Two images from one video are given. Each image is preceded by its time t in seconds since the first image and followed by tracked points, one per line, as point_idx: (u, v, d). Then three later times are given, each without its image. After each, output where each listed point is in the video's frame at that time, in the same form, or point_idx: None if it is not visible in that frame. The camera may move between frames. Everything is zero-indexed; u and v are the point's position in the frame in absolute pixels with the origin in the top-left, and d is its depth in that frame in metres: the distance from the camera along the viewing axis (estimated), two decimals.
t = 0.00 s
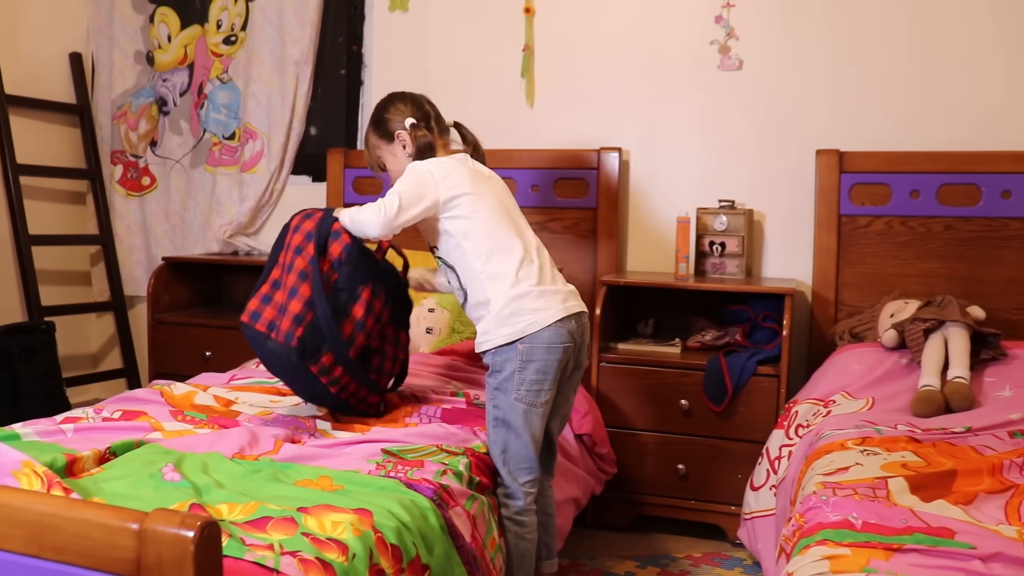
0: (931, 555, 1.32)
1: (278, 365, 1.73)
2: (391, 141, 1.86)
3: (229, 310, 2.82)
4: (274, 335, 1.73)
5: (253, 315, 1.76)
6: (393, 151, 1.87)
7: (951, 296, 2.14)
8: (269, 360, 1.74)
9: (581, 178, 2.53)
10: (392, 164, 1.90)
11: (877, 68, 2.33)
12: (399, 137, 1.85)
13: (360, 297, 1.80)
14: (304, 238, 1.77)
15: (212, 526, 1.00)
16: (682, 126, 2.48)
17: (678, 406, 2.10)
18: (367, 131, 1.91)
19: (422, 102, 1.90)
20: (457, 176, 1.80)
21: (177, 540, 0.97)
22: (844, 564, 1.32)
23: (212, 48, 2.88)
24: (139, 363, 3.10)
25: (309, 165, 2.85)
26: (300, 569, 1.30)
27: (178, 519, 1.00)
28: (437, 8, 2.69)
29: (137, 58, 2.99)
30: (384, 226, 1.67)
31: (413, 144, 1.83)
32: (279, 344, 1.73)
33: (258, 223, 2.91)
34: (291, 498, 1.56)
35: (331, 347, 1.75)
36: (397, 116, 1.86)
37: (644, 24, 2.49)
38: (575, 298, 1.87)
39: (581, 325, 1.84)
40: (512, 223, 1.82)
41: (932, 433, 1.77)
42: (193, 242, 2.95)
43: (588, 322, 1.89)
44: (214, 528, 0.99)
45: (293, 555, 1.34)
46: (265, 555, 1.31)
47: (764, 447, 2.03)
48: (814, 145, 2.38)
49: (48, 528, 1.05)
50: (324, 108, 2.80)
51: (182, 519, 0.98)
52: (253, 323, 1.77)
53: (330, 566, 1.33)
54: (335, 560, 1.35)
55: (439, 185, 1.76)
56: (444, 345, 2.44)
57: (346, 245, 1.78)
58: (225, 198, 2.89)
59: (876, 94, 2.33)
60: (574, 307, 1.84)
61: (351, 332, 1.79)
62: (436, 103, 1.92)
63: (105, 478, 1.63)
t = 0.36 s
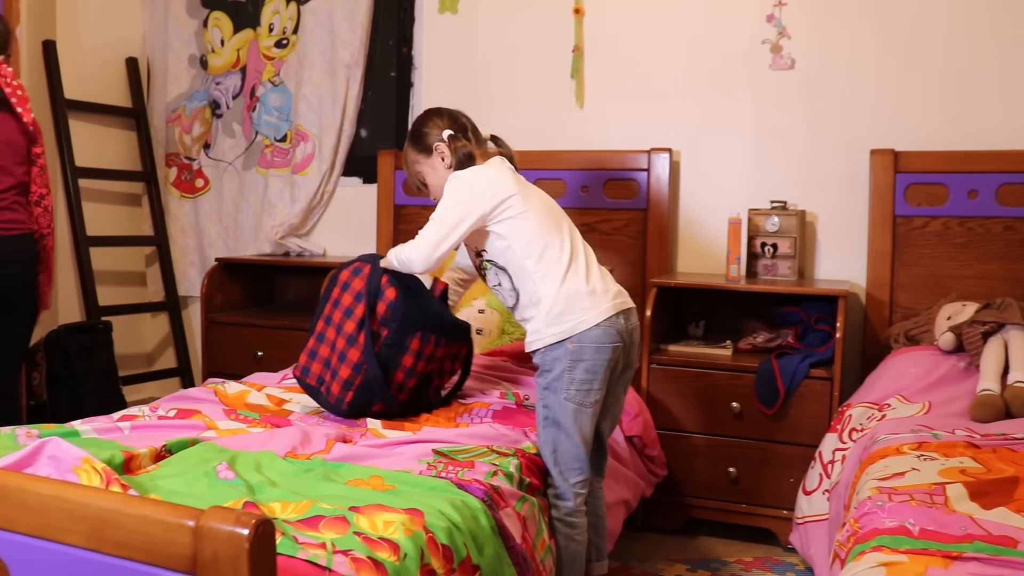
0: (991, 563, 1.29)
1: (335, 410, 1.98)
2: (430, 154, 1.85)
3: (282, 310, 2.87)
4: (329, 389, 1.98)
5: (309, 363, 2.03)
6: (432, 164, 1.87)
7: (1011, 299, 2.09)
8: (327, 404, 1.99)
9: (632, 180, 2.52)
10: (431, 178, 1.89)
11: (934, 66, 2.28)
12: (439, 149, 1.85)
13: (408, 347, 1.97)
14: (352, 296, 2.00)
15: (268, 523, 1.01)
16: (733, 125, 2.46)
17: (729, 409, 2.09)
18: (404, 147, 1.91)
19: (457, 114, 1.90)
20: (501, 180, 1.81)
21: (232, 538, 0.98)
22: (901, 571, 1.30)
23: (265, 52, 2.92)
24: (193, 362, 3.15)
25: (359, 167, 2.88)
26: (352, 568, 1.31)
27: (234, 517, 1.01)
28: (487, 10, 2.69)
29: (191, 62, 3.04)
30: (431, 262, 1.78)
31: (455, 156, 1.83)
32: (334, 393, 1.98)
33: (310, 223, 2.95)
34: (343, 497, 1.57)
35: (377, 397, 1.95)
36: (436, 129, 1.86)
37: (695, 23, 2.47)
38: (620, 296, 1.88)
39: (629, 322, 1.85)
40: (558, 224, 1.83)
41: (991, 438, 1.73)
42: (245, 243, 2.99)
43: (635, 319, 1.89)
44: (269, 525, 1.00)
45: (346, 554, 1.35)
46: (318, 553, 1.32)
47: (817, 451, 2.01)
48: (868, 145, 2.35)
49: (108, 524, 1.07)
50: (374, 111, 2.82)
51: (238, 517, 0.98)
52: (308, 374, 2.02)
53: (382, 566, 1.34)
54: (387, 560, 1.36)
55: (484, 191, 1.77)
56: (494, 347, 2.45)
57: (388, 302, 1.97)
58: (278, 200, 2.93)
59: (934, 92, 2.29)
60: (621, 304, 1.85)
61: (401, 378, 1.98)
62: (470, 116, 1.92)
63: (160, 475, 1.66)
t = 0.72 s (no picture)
0: None
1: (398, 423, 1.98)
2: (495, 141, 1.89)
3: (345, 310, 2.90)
4: (394, 404, 1.98)
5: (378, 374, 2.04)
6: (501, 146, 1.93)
7: None
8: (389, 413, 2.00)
9: (697, 181, 2.49)
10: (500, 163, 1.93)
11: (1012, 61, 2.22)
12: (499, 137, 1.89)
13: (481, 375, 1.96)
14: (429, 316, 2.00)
15: (335, 522, 1.01)
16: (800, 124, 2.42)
17: (796, 413, 2.07)
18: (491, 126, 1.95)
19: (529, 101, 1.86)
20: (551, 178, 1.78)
21: (300, 535, 0.99)
22: None
23: (330, 55, 2.96)
24: (258, 361, 3.22)
25: (423, 168, 2.90)
26: (418, 567, 1.31)
27: (301, 514, 1.02)
28: (551, 10, 2.70)
29: (258, 66, 3.11)
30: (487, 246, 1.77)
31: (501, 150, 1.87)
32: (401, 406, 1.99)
33: (373, 225, 2.98)
34: (408, 496, 1.58)
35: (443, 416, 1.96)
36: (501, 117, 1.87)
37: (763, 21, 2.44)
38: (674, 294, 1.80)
39: (681, 322, 1.78)
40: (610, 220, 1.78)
41: None
42: (311, 244, 3.03)
43: (690, 318, 1.83)
44: (337, 524, 1.01)
45: (411, 554, 1.35)
46: (384, 552, 1.33)
47: (887, 457, 1.97)
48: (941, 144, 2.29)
49: (179, 519, 1.09)
50: (437, 112, 2.84)
51: (306, 515, 0.99)
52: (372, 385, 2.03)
53: (447, 566, 1.34)
54: (451, 560, 1.36)
55: (533, 188, 1.74)
56: (558, 348, 2.47)
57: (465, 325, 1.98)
58: (342, 202, 2.97)
59: (1011, 88, 2.22)
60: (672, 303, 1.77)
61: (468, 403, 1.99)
62: (546, 99, 1.85)
63: (229, 472, 1.69)
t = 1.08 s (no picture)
0: None
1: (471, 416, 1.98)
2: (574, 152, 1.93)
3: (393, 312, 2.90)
4: (471, 391, 1.97)
5: (446, 369, 2.01)
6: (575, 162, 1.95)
7: None
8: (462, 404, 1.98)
9: (747, 182, 2.50)
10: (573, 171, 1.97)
11: None
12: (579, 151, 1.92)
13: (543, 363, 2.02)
14: (498, 303, 1.99)
15: (385, 521, 1.02)
16: (850, 126, 2.44)
17: (847, 417, 2.08)
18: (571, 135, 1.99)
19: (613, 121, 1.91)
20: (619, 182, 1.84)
21: (350, 535, 1.00)
22: None
23: (378, 58, 2.99)
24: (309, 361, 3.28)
25: (472, 170, 2.93)
26: (466, 568, 1.32)
27: (352, 513, 1.03)
28: (599, 11, 2.73)
29: (307, 69, 3.13)
30: (539, 220, 1.80)
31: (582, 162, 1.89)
32: (475, 403, 1.97)
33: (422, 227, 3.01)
34: (456, 497, 1.59)
35: (522, 412, 1.97)
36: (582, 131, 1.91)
37: (815, 25, 2.45)
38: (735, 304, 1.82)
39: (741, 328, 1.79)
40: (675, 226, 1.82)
41: None
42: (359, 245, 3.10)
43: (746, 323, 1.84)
44: (387, 524, 1.01)
45: (459, 554, 1.36)
46: (432, 552, 1.34)
47: (942, 462, 1.93)
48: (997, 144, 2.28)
49: (231, 517, 1.11)
50: (485, 114, 2.88)
51: (356, 514, 1.00)
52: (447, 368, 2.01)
53: (495, 566, 1.35)
54: (499, 561, 1.37)
55: (603, 185, 1.81)
56: (604, 351, 2.50)
57: (529, 316, 2.01)
58: (390, 202, 3.02)
59: None
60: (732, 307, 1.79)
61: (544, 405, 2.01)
62: (631, 126, 1.91)
63: (280, 471, 1.71)
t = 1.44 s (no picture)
0: None
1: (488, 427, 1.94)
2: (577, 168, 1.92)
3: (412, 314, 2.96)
4: (491, 401, 1.92)
5: (458, 386, 1.94)
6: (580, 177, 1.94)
7: None
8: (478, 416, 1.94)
9: (768, 183, 2.49)
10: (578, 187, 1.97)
11: None
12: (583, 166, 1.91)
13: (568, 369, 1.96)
14: (511, 316, 1.92)
15: (407, 522, 1.02)
16: (872, 126, 2.43)
17: (870, 419, 2.07)
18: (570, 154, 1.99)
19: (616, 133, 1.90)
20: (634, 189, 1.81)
21: (372, 535, 1.00)
22: None
23: (400, 59, 3.05)
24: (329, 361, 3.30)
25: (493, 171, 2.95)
26: (487, 569, 1.32)
27: (373, 514, 1.03)
28: (620, 12, 2.73)
29: (329, 71, 3.23)
30: (546, 245, 1.81)
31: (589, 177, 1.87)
32: (492, 417, 1.92)
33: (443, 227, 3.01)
34: (477, 498, 1.59)
35: (544, 418, 1.95)
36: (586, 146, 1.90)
37: (838, 24, 2.44)
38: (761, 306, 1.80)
39: (769, 330, 1.77)
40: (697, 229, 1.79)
41: None
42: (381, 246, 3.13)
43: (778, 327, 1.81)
44: (408, 524, 1.01)
45: (480, 555, 1.36)
46: (454, 552, 1.34)
47: (968, 465, 1.92)
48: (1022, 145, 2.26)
49: (254, 516, 1.12)
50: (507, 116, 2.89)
51: (378, 515, 1.00)
52: (462, 383, 1.94)
53: (516, 566, 1.35)
54: (521, 562, 1.37)
55: (614, 196, 1.79)
56: (625, 352, 2.49)
57: (552, 322, 1.94)
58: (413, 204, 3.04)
59: None
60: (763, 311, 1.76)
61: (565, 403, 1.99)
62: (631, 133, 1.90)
63: (302, 471, 1.72)
